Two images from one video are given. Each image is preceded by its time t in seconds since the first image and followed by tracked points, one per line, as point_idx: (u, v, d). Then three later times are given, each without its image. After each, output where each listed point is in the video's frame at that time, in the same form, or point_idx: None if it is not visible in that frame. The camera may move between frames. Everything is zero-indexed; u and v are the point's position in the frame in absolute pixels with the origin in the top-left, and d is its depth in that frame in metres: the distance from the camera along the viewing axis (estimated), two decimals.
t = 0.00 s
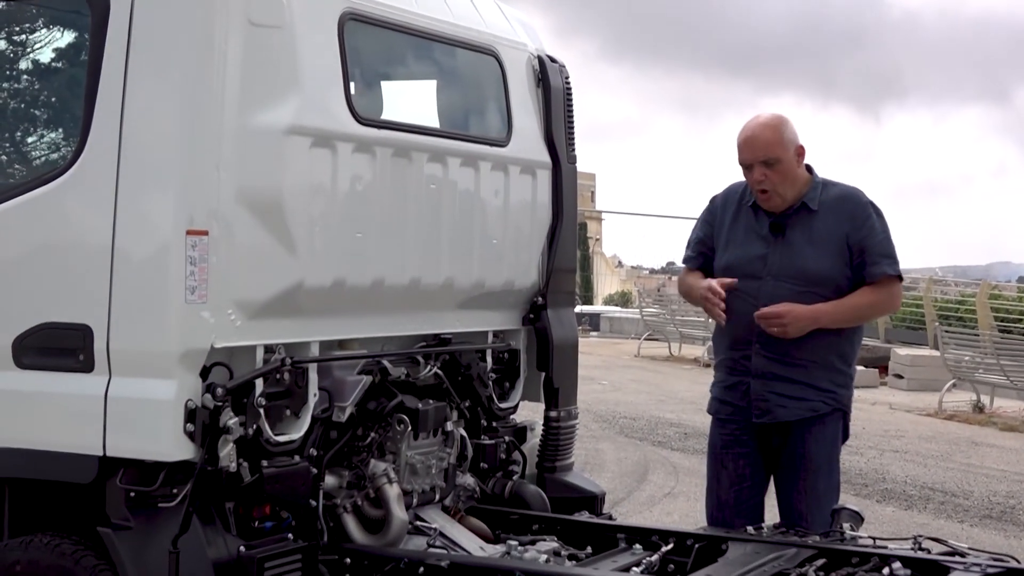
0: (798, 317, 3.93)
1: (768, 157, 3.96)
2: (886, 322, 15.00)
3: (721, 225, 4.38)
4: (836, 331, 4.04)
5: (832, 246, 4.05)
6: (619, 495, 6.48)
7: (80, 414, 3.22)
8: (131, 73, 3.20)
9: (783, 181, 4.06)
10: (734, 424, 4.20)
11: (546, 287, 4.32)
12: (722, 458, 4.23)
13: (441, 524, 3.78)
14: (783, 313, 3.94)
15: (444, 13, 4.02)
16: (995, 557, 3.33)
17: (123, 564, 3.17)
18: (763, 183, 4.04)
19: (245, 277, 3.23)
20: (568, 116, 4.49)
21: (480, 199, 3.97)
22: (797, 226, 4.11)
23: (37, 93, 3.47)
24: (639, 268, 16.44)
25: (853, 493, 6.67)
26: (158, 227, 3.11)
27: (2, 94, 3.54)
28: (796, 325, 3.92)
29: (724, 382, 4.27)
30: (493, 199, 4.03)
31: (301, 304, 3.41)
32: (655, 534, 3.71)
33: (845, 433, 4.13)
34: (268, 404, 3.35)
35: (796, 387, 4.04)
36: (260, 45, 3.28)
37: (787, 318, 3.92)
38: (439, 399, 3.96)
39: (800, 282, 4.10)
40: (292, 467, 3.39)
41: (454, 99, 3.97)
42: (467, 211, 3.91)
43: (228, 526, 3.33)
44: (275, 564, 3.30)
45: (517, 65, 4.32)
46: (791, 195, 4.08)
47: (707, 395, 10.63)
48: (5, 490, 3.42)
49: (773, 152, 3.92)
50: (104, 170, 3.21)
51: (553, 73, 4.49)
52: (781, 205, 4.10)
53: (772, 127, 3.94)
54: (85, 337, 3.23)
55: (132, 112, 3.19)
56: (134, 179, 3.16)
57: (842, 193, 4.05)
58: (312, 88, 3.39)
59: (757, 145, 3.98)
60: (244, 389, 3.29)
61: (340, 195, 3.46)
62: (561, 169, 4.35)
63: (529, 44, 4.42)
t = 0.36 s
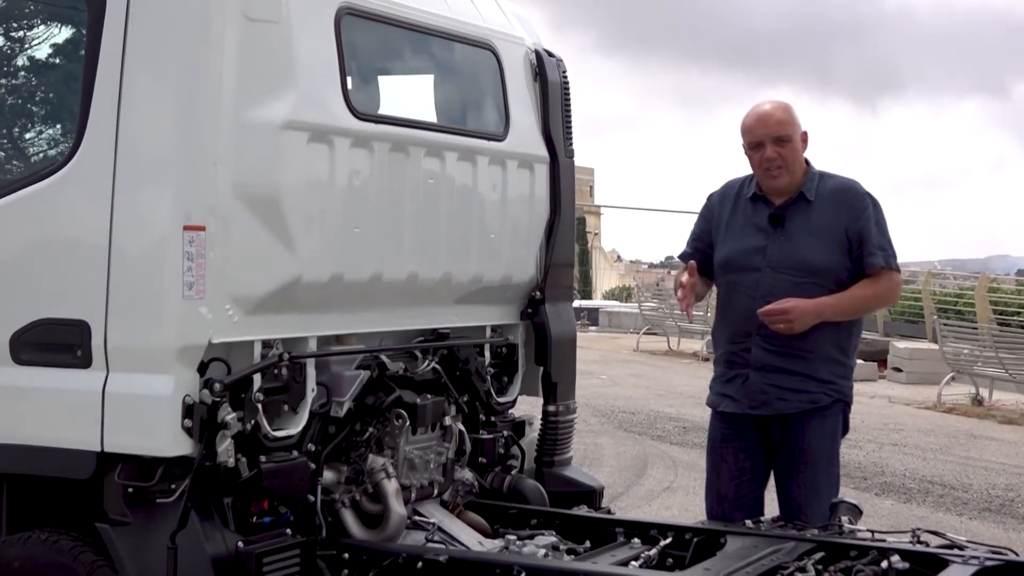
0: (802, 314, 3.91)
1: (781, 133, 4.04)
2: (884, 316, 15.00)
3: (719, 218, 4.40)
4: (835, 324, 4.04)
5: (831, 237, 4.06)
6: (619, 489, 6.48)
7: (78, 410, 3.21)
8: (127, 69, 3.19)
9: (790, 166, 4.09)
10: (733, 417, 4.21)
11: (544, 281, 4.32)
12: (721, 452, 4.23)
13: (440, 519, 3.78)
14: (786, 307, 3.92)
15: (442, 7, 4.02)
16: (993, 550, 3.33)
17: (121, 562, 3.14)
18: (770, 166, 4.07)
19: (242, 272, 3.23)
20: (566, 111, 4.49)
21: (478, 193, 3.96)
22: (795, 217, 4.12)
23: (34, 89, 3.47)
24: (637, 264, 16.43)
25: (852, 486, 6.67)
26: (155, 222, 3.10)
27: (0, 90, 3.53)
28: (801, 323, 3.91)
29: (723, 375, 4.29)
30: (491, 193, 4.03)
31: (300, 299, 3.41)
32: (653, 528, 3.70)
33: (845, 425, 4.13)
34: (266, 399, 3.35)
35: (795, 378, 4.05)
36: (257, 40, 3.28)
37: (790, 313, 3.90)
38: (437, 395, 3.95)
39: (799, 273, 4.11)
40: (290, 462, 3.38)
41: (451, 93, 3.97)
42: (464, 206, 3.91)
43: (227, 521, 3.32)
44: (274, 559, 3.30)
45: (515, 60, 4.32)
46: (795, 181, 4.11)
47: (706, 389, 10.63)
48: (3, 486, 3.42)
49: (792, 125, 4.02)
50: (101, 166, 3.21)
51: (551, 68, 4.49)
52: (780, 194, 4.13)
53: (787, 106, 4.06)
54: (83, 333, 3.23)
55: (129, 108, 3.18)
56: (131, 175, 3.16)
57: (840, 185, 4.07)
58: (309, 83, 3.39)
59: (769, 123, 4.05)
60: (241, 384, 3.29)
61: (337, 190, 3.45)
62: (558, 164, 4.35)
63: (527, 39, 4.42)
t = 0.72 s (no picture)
0: (804, 307, 3.91)
1: (789, 123, 4.08)
2: (881, 311, 15.00)
3: (718, 211, 4.39)
4: (834, 320, 4.05)
5: (832, 232, 4.07)
6: (615, 485, 6.48)
7: (74, 407, 3.21)
8: (122, 66, 3.19)
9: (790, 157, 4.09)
10: (731, 411, 4.20)
11: (541, 277, 4.31)
12: (719, 445, 4.22)
13: (436, 515, 3.78)
14: (788, 301, 3.93)
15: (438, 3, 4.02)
16: (989, 544, 3.33)
17: (119, 561, 3.15)
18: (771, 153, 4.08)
19: (238, 268, 3.22)
20: (562, 107, 4.48)
21: (473, 189, 3.96)
22: (796, 211, 4.13)
23: (30, 86, 3.46)
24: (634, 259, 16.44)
25: (849, 481, 6.67)
26: (151, 219, 3.10)
27: None
28: (802, 315, 3.90)
29: (722, 368, 4.27)
30: (487, 189, 4.03)
31: (297, 294, 3.41)
32: (650, 523, 3.70)
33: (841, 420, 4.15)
34: (262, 395, 3.35)
35: (791, 371, 4.05)
36: (252, 36, 3.27)
37: (793, 307, 3.90)
38: (434, 391, 3.95)
39: (800, 266, 4.11)
40: (286, 458, 3.38)
41: (448, 89, 3.96)
42: (460, 201, 3.91)
43: (223, 517, 3.32)
44: (271, 555, 3.30)
45: (510, 56, 4.32)
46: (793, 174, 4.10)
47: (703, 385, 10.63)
48: None
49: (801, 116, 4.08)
50: (97, 163, 3.20)
51: (547, 63, 4.48)
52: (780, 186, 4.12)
53: (790, 99, 4.14)
54: (79, 330, 3.22)
55: (124, 104, 3.18)
56: (127, 172, 3.15)
57: (842, 181, 4.08)
58: (305, 79, 3.38)
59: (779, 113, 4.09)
60: (238, 380, 3.28)
61: (333, 186, 3.45)
62: (554, 160, 4.35)
63: (523, 35, 4.41)
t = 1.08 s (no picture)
0: (799, 300, 3.91)
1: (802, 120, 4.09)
2: (877, 306, 15.01)
3: (711, 205, 4.38)
4: (827, 314, 4.07)
5: (825, 225, 4.09)
6: (611, 480, 6.49)
7: (70, 402, 3.20)
8: (118, 61, 3.18)
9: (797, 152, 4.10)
10: (728, 406, 4.20)
11: (535, 272, 4.31)
12: (716, 440, 4.22)
13: (431, 511, 3.79)
14: (784, 296, 3.92)
15: None
16: (985, 538, 3.33)
17: (114, 556, 3.15)
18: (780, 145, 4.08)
19: (233, 264, 3.22)
20: (557, 102, 4.48)
21: (468, 183, 3.96)
22: (791, 204, 4.13)
23: (25, 82, 3.46)
24: (631, 255, 16.45)
25: (844, 475, 6.68)
26: (146, 214, 3.09)
27: None
28: (799, 307, 3.90)
29: (718, 362, 4.26)
30: (482, 184, 4.02)
31: (291, 288, 3.40)
32: (645, 518, 3.74)
33: (839, 414, 4.16)
34: (257, 392, 3.34)
35: (787, 364, 4.06)
36: (246, 31, 3.26)
37: (789, 301, 3.90)
38: (429, 386, 3.95)
39: (795, 260, 4.12)
40: (281, 454, 3.38)
41: (442, 84, 3.96)
42: (455, 197, 3.90)
43: (219, 513, 3.31)
44: (266, 552, 3.29)
45: (505, 51, 4.31)
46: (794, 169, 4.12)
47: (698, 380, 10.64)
48: None
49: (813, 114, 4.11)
50: (91, 159, 3.20)
51: (542, 58, 4.48)
52: (779, 178, 4.14)
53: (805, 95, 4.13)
54: (74, 326, 3.22)
55: (118, 99, 3.17)
56: (122, 167, 3.15)
57: (836, 174, 4.10)
58: (299, 73, 3.38)
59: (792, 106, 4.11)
60: (233, 376, 3.27)
61: (327, 181, 3.45)
62: (549, 154, 4.34)
63: (518, 30, 4.41)
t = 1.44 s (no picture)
0: (790, 299, 3.91)
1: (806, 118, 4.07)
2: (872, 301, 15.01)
3: (712, 194, 4.37)
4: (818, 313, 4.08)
5: (822, 224, 4.09)
6: (605, 475, 6.49)
7: (64, 398, 3.20)
8: (112, 56, 3.18)
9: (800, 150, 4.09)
10: (723, 401, 4.19)
11: (530, 267, 4.31)
12: (709, 434, 4.22)
13: (427, 506, 3.78)
14: (774, 294, 3.91)
15: None
16: (979, 533, 3.34)
17: (109, 552, 3.13)
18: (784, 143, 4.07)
19: (228, 260, 3.21)
20: (552, 97, 4.48)
21: (463, 178, 3.96)
22: (790, 201, 4.13)
23: (20, 78, 3.45)
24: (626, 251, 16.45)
25: (839, 470, 6.69)
26: (140, 210, 3.09)
27: None
28: (789, 306, 3.90)
29: (701, 351, 4.29)
30: (477, 179, 4.02)
31: (287, 284, 3.40)
32: (640, 514, 3.70)
33: (830, 411, 4.18)
34: (252, 387, 3.34)
35: (772, 359, 4.08)
36: (241, 25, 3.26)
37: (780, 300, 3.90)
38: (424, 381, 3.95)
39: (791, 257, 4.12)
40: (276, 449, 3.38)
41: (437, 79, 3.96)
42: (450, 193, 3.90)
43: (213, 508, 3.30)
44: (262, 547, 3.29)
45: (499, 47, 4.31)
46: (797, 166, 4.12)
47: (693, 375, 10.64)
48: None
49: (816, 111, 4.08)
50: (85, 154, 3.19)
51: (536, 53, 4.48)
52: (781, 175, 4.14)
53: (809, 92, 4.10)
54: (69, 322, 3.22)
55: (113, 94, 3.17)
56: (117, 162, 3.14)
57: (838, 173, 4.09)
58: (293, 68, 3.37)
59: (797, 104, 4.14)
60: (228, 371, 3.27)
61: (322, 176, 3.44)
62: (543, 149, 4.34)
63: (512, 25, 4.41)
